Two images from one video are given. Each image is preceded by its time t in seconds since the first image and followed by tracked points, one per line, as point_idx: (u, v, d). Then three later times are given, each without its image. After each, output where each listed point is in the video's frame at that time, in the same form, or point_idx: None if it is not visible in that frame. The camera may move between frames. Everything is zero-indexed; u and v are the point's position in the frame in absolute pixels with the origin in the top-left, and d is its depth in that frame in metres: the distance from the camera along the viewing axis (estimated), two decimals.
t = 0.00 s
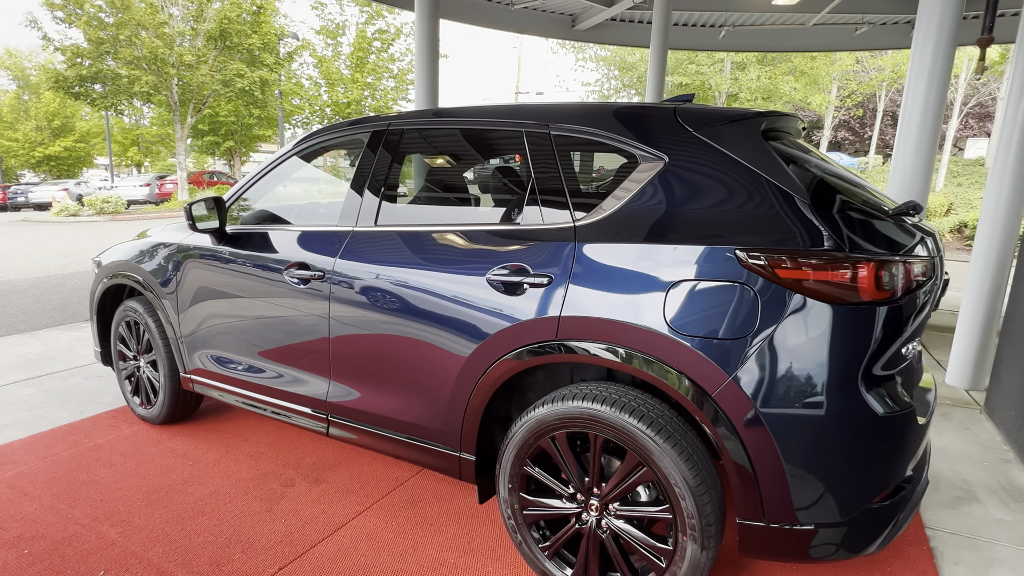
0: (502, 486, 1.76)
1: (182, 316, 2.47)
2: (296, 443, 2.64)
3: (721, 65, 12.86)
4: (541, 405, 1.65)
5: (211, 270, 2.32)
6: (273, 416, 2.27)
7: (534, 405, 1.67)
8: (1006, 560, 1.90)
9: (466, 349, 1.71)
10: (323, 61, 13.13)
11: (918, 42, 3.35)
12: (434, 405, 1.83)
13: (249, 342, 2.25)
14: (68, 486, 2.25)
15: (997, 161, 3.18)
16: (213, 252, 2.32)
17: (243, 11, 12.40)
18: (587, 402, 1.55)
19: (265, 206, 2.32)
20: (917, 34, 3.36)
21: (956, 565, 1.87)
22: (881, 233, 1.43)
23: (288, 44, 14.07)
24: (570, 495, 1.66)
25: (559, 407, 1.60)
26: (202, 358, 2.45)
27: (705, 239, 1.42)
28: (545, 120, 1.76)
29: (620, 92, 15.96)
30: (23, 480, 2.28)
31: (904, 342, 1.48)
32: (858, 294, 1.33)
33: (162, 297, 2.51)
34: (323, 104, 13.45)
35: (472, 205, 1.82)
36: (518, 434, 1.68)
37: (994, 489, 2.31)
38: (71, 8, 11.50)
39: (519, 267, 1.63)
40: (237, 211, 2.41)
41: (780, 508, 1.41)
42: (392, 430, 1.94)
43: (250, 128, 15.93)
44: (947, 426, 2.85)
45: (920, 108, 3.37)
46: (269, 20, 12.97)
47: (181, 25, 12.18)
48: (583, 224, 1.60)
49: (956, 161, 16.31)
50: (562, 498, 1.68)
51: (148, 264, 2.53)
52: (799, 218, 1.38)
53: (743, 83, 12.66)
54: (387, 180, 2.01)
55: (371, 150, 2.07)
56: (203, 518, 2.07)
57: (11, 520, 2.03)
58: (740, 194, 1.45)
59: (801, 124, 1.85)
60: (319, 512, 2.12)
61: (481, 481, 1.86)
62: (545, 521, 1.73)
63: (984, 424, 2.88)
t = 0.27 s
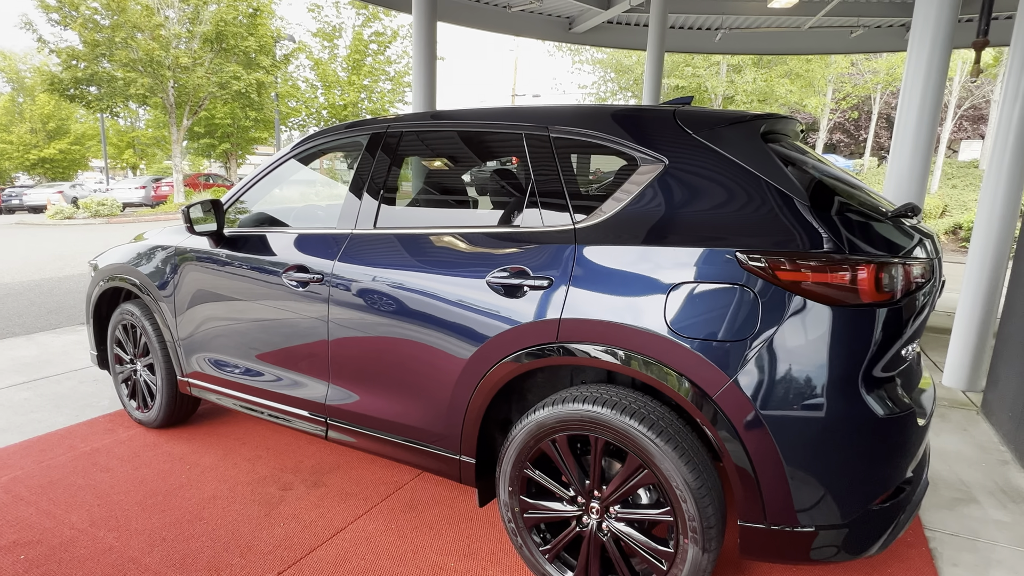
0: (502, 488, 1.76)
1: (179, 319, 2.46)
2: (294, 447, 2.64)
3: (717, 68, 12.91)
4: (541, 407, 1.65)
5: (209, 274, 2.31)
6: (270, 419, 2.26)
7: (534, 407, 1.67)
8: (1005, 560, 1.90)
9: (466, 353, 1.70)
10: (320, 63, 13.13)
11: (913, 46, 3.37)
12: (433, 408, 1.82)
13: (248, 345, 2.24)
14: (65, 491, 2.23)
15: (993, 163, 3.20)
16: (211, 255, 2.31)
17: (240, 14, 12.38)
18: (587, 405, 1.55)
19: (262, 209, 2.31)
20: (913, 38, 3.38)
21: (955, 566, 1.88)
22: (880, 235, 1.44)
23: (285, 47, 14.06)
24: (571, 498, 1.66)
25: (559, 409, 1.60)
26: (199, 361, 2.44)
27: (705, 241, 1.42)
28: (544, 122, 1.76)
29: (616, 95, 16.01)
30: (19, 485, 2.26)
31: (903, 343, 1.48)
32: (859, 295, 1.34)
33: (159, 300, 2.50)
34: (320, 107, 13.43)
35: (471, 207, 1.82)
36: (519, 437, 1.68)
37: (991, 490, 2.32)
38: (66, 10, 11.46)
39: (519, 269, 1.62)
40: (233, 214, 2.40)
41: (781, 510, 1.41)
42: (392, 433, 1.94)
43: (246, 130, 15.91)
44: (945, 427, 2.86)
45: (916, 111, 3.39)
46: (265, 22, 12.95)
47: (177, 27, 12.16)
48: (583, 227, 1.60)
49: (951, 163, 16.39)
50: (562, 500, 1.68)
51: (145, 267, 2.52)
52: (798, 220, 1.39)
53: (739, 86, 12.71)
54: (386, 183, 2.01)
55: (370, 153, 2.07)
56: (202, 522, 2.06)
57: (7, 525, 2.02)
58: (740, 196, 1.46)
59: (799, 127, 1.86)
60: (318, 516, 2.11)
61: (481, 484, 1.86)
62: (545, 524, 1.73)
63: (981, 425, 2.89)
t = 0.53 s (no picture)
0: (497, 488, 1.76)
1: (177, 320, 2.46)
2: (291, 448, 2.64)
3: (714, 70, 12.95)
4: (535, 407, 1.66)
5: (206, 276, 2.31)
6: (268, 420, 2.26)
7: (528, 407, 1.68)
8: (997, 559, 1.91)
9: (462, 352, 1.71)
10: (318, 65, 13.14)
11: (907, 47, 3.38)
12: (430, 408, 1.83)
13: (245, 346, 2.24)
14: (62, 492, 2.23)
15: (986, 165, 3.22)
16: (208, 256, 2.31)
17: (238, 16, 12.39)
18: (581, 405, 1.55)
19: (260, 211, 2.32)
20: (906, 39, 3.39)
21: (947, 564, 1.88)
22: (871, 235, 1.44)
23: (283, 49, 14.08)
24: (565, 497, 1.67)
25: (553, 409, 1.60)
26: (196, 363, 2.44)
27: (697, 241, 1.43)
28: (539, 124, 1.77)
29: (614, 97, 16.06)
30: (17, 486, 2.27)
31: (894, 343, 1.49)
32: (848, 295, 1.35)
33: (156, 302, 2.51)
34: (318, 109, 13.44)
35: (468, 209, 1.82)
36: (513, 437, 1.69)
37: (985, 489, 2.33)
38: (65, 13, 11.49)
39: (514, 270, 1.63)
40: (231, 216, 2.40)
41: (773, 509, 1.42)
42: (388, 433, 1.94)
43: (245, 133, 15.91)
44: (939, 427, 2.87)
45: (910, 113, 3.41)
46: (263, 25, 12.96)
47: (176, 30, 12.18)
48: (577, 227, 1.61)
49: (948, 165, 16.43)
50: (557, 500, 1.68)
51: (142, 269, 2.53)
52: (790, 220, 1.39)
53: (736, 88, 12.75)
54: (382, 184, 2.02)
55: (366, 154, 2.08)
56: (199, 523, 2.06)
57: (4, 526, 2.02)
58: (732, 197, 1.46)
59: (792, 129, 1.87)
60: (314, 517, 2.11)
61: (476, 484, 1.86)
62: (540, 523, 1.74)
63: (976, 425, 2.90)
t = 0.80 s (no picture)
0: (490, 488, 1.77)
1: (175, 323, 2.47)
2: (288, 449, 2.64)
3: (712, 72, 12.99)
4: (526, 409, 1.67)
5: (205, 278, 2.32)
6: (266, 422, 2.27)
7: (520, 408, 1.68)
8: (985, 558, 1.92)
9: (455, 353, 1.72)
10: (319, 69, 13.19)
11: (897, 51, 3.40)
12: (424, 409, 1.84)
13: (242, 349, 2.26)
14: (60, 493, 2.24)
15: (979, 168, 3.24)
16: (207, 259, 2.33)
17: (239, 20, 12.42)
18: (572, 405, 1.57)
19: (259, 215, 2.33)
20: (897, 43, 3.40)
21: (935, 563, 1.89)
22: (857, 238, 1.46)
23: (283, 53, 14.13)
24: (556, 497, 1.68)
25: (544, 409, 1.61)
26: (195, 366, 2.45)
27: (685, 244, 1.45)
28: (531, 130, 1.79)
29: (613, 99, 16.11)
30: (17, 487, 2.28)
31: (879, 344, 1.50)
32: (830, 297, 1.36)
33: (155, 305, 2.52)
34: (318, 112, 13.49)
35: (463, 213, 1.83)
36: (505, 437, 1.70)
37: (975, 489, 2.33)
38: (66, 17, 11.55)
39: (505, 273, 1.65)
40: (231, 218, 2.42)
41: (761, 509, 1.43)
42: (383, 434, 1.95)
43: (245, 136, 15.95)
44: (932, 427, 2.88)
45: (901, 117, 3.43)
46: (264, 29, 13.01)
47: (176, 34, 12.22)
48: (568, 231, 1.62)
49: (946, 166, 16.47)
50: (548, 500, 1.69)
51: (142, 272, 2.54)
52: (776, 223, 1.41)
53: (735, 90, 12.79)
54: (377, 187, 2.04)
55: (361, 159, 2.10)
56: (196, 523, 2.07)
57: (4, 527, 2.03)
58: (720, 201, 1.48)
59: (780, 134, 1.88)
60: (311, 517, 2.12)
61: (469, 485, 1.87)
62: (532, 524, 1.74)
63: (968, 426, 2.91)
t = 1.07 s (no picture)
0: (480, 488, 1.78)
1: (173, 325, 2.49)
2: (284, 449, 2.66)
3: (711, 75, 13.02)
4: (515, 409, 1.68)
5: (203, 281, 2.34)
6: (267, 424, 2.28)
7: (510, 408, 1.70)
8: (970, 555, 1.93)
9: (446, 353, 1.74)
10: (320, 73, 13.25)
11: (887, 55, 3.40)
12: (417, 408, 1.86)
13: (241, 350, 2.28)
14: (59, 492, 2.26)
15: (969, 171, 3.25)
16: (206, 262, 2.35)
17: (240, 25, 12.48)
18: (560, 404, 1.58)
19: (257, 218, 2.36)
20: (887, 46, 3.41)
21: (920, 560, 1.89)
22: (839, 241, 1.48)
23: (285, 57, 14.19)
24: (545, 494, 1.69)
25: (533, 408, 1.63)
26: (195, 368, 2.47)
27: (670, 247, 1.46)
28: (523, 134, 1.81)
29: (613, 102, 16.15)
30: (17, 487, 2.29)
31: (859, 343, 1.52)
32: (809, 298, 1.37)
33: (154, 308, 2.54)
34: (319, 115, 13.54)
35: (459, 216, 1.85)
36: (495, 437, 1.71)
37: (964, 488, 2.34)
38: (69, 22, 11.64)
39: (494, 275, 1.67)
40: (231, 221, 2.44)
41: (745, 506, 1.44)
42: (376, 434, 1.97)
43: (247, 139, 16.01)
44: (924, 427, 2.89)
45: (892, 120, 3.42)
46: (265, 33, 13.06)
47: (178, 38, 12.29)
48: (556, 233, 1.64)
49: (947, 168, 16.47)
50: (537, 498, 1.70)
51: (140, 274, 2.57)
52: (758, 226, 1.43)
53: (734, 93, 12.82)
54: (372, 190, 2.06)
55: (357, 163, 2.12)
56: (193, 521, 2.09)
57: (4, 525, 2.04)
58: (704, 205, 1.49)
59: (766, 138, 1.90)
60: (306, 516, 2.14)
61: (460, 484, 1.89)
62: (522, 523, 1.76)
63: (959, 426, 2.92)
